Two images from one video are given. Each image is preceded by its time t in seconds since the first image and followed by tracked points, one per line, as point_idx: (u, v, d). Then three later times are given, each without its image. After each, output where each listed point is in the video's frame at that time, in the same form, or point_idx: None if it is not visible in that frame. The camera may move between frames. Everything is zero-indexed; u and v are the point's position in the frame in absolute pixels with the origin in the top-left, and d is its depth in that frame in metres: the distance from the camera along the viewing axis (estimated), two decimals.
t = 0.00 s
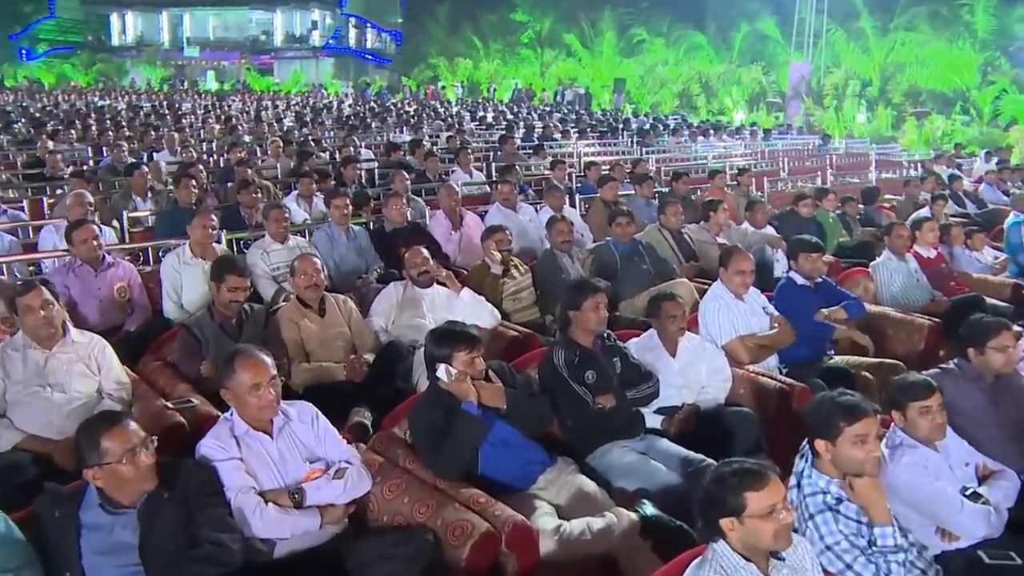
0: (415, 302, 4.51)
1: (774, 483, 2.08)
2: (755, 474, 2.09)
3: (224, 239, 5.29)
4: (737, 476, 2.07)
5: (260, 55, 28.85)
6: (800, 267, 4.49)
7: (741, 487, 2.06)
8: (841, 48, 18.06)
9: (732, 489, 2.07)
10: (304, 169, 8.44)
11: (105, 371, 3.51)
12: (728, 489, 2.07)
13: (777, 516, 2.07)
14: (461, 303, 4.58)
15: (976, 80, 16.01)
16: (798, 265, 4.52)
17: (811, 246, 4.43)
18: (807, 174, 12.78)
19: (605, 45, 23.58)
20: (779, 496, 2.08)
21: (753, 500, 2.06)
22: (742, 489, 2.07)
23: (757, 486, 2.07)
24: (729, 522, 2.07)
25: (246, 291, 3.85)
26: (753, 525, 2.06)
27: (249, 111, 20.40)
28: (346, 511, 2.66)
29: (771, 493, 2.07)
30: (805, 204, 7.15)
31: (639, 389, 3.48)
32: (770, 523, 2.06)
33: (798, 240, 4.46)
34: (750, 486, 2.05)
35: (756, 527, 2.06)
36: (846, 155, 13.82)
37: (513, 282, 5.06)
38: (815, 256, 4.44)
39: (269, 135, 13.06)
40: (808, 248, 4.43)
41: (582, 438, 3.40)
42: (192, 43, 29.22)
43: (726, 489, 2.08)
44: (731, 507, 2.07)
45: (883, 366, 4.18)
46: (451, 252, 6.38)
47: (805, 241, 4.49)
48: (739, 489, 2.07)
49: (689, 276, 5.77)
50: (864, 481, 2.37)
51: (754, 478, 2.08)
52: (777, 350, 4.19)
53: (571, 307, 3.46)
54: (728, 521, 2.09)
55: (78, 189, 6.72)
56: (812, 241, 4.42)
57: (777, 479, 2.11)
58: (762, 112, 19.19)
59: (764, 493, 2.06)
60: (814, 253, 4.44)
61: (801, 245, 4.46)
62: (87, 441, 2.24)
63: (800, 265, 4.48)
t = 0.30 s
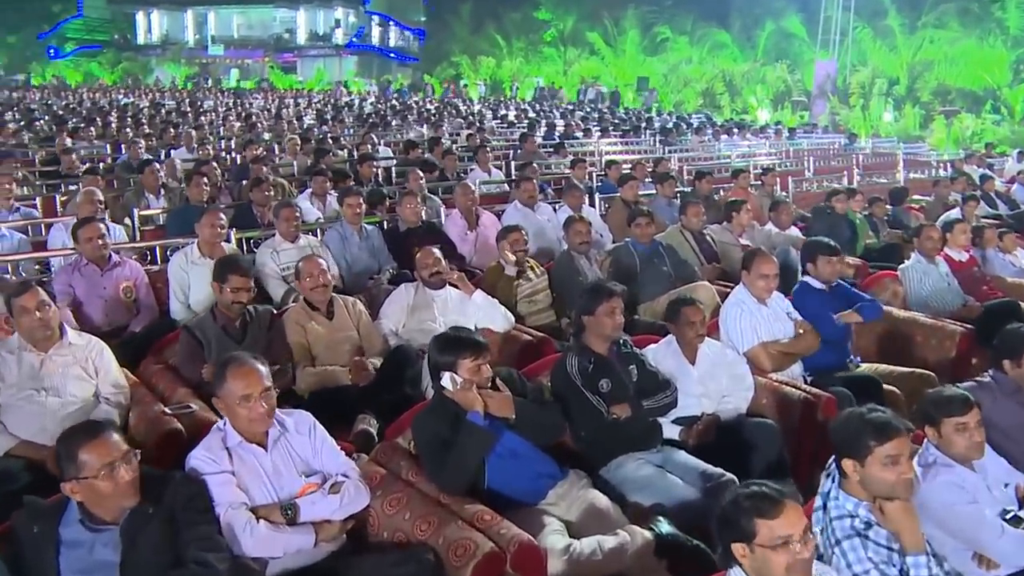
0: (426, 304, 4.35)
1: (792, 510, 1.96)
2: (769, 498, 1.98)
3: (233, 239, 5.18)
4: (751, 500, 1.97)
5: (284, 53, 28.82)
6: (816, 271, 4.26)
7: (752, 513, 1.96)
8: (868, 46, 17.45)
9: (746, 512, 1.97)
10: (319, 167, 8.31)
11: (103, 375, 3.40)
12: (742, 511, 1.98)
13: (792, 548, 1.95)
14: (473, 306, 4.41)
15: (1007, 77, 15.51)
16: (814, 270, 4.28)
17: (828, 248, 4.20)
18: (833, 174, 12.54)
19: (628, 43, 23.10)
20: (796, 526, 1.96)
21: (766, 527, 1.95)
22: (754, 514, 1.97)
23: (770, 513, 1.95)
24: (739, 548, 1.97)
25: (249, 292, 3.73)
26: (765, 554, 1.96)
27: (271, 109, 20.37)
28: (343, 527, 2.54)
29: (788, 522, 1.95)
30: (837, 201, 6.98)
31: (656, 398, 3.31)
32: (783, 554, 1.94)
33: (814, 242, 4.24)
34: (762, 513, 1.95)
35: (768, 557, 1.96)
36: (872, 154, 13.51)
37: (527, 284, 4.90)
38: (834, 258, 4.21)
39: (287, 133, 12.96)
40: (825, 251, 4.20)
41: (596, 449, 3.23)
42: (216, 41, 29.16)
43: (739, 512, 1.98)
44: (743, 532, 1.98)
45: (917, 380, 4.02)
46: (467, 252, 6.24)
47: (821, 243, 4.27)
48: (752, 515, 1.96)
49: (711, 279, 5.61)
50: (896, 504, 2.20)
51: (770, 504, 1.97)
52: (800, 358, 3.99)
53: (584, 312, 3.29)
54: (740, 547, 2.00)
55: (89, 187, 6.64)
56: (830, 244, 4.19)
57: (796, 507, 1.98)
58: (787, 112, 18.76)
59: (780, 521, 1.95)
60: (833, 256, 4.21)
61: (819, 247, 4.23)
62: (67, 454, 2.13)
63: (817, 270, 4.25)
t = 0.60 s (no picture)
0: (434, 307, 4.23)
1: (809, 538, 1.83)
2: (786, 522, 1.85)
3: (239, 238, 5.08)
4: (766, 526, 1.83)
5: (304, 53, 29.07)
6: (826, 278, 4.04)
7: (765, 539, 1.83)
8: (890, 45, 17.04)
9: (759, 538, 1.84)
10: (332, 166, 8.20)
11: (98, 378, 3.30)
12: (756, 537, 1.84)
13: None
14: (482, 309, 4.28)
15: None
16: (826, 276, 4.06)
17: (839, 253, 4.00)
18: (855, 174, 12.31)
19: (648, 42, 22.76)
20: (813, 555, 1.82)
21: (781, 553, 1.82)
22: (768, 539, 1.83)
23: (787, 539, 1.82)
24: None
25: (249, 294, 3.62)
26: None
27: (288, 107, 20.33)
28: (337, 543, 2.42)
29: (804, 551, 1.82)
30: (857, 192, 6.80)
31: (669, 408, 3.16)
32: None
33: (823, 248, 4.03)
34: (779, 539, 1.81)
35: None
36: (895, 155, 13.25)
37: (539, 286, 4.75)
38: (844, 263, 4.01)
39: (303, 131, 12.89)
40: (835, 256, 4.00)
41: (605, 461, 3.08)
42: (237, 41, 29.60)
43: (753, 537, 1.85)
44: (757, 557, 1.85)
45: (944, 391, 3.88)
46: (478, 253, 6.11)
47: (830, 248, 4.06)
48: (765, 540, 1.83)
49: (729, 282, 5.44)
50: (923, 529, 2.04)
51: (784, 529, 1.83)
52: (821, 365, 3.81)
53: (595, 318, 3.15)
54: (752, 572, 1.87)
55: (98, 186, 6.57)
56: (839, 249, 3.99)
57: (813, 534, 1.85)
58: (807, 110, 18.60)
59: (796, 549, 1.81)
60: (843, 261, 4.00)
61: (827, 252, 4.02)
62: (40, 466, 2.03)
63: (826, 276, 4.04)
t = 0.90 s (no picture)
0: (439, 308, 4.08)
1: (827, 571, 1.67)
2: (802, 552, 1.70)
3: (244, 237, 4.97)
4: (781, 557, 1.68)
5: (325, 50, 30.08)
6: (849, 281, 3.84)
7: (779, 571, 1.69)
8: (916, 43, 16.55)
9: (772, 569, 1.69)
10: (344, 162, 8.11)
11: (87, 381, 3.19)
12: (769, 568, 1.69)
13: None
14: (490, 311, 4.12)
15: None
16: (849, 280, 3.86)
17: (863, 256, 3.79)
18: (879, 173, 12.06)
19: (669, 40, 22.58)
20: None
21: None
22: (783, 571, 1.69)
23: (802, 572, 1.67)
24: None
25: (247, 294, 3.50)
26: None
27: (306, 104, 20.32)
28: (324, 560, 2.29)
29: None
30: (872, 194, 6.65)
31: (681, 417, 2.99)
32: None
33: (847, 250, 3.82)
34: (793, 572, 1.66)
35: None
36: (921, 154, 12.96)
37: (550, 287, 4.57)
38: (870, 267, 3.79)
39: (319, 128, 12.84)
40: (859, 259, 3.79)
41: (613, 473, 2.93)
42: (258, 38, 30.59)
43: (765, 568, 1.70)
44: None
45: (974, 398, 3.68)
46: (490, 252, 5.96)
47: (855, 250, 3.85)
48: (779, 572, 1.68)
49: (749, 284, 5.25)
50: (952, 557, 1.87)
51: (799, 560, 1.68)
52: (842, 373, 3.63)
53: (603, 321, 2.97)
54: None
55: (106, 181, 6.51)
56: (864, 251, 3.78)
57: (832, 567, 1.70)
58: (830, 109, 18.10)
59: None
60: (868, 264, 3.79)
61: (852, 255, 3.81)
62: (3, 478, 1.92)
63: (850, 279, 3.84)
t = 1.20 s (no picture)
0: (443, 310, 3.95)
1: None
2: None
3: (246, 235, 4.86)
4: None
5: (342, 49, 30.23)
6: (867, 285, 3.70)
7: None
8: (938, 40, 16.00)
9: None
10: (354, 160, 8.00)
11: (75, 383, 3.09)
12: None
13: None
14: (494, 313, 3.98)
15: None
16: (867, 284, 3.71)
17: (881, 259, 3.64)
18: (900, 173, 11.81)
19: (688, 39, 22.37)
20: None
21: None
22: None
23: None
24: None
25: (242, 294, 3.39)
26: None
27: (322, 102, 20.32)
28: None
29: None
30: (887, 195, 6.37)
31: (690, 426, 2.84)
32: None
33: (865, 251, 3.68)
34: None
35: None
36: (943, 154, 12.67)
37: (557, 288, 4.41)
38: (889, 270, 3.65)
39: (332, 125, 12.78)
40: (878, 261, 3.64)
41: (618, 484, 2.80)
42: (276, 37, 30.74)
43: None
44: None
45: (999, 409, 3.52)
46: (499, 252, 5.82)
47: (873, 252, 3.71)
48: None
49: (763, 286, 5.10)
50: None
51: None
52: (860, 380, 3.47)
53: (609, 326, 2.83)
54: None
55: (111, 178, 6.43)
56: (883, 253, 3.64)
57: None
58: (851, 108, 17.65)
59: None
60: (887, 267, 3.65)
61: (870, 258, 3.67)
62: None
63: (868, 282, 3.69)
